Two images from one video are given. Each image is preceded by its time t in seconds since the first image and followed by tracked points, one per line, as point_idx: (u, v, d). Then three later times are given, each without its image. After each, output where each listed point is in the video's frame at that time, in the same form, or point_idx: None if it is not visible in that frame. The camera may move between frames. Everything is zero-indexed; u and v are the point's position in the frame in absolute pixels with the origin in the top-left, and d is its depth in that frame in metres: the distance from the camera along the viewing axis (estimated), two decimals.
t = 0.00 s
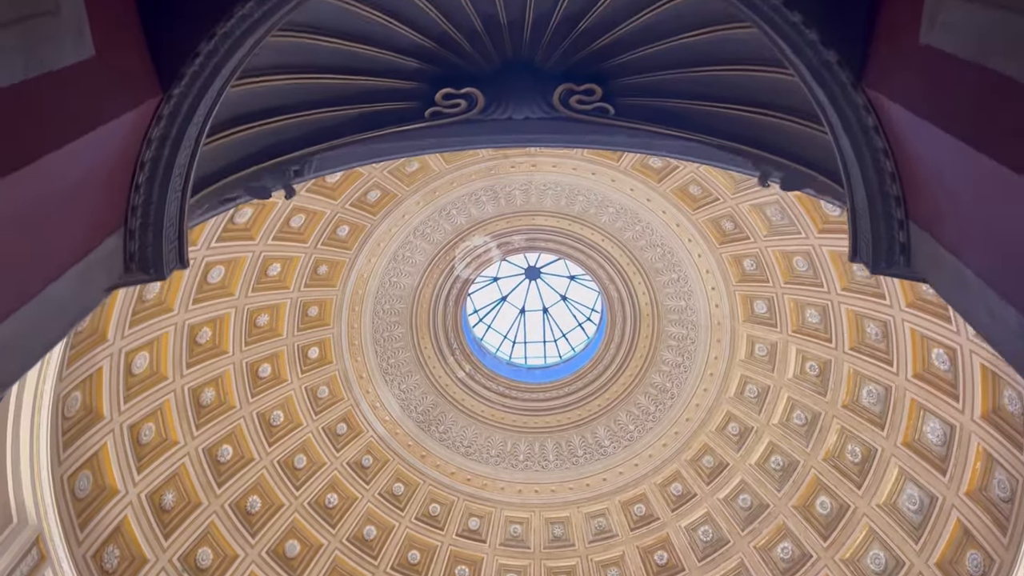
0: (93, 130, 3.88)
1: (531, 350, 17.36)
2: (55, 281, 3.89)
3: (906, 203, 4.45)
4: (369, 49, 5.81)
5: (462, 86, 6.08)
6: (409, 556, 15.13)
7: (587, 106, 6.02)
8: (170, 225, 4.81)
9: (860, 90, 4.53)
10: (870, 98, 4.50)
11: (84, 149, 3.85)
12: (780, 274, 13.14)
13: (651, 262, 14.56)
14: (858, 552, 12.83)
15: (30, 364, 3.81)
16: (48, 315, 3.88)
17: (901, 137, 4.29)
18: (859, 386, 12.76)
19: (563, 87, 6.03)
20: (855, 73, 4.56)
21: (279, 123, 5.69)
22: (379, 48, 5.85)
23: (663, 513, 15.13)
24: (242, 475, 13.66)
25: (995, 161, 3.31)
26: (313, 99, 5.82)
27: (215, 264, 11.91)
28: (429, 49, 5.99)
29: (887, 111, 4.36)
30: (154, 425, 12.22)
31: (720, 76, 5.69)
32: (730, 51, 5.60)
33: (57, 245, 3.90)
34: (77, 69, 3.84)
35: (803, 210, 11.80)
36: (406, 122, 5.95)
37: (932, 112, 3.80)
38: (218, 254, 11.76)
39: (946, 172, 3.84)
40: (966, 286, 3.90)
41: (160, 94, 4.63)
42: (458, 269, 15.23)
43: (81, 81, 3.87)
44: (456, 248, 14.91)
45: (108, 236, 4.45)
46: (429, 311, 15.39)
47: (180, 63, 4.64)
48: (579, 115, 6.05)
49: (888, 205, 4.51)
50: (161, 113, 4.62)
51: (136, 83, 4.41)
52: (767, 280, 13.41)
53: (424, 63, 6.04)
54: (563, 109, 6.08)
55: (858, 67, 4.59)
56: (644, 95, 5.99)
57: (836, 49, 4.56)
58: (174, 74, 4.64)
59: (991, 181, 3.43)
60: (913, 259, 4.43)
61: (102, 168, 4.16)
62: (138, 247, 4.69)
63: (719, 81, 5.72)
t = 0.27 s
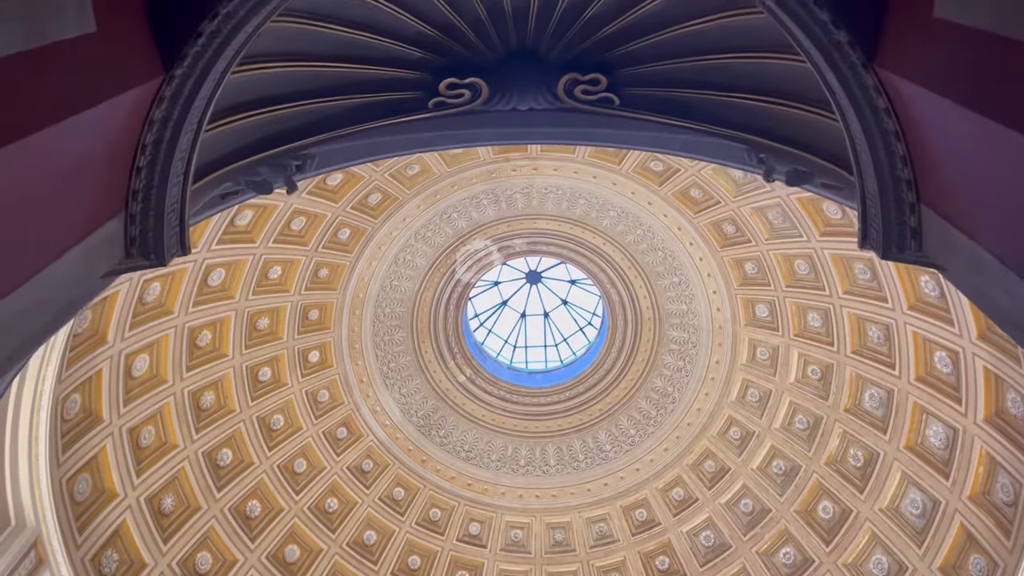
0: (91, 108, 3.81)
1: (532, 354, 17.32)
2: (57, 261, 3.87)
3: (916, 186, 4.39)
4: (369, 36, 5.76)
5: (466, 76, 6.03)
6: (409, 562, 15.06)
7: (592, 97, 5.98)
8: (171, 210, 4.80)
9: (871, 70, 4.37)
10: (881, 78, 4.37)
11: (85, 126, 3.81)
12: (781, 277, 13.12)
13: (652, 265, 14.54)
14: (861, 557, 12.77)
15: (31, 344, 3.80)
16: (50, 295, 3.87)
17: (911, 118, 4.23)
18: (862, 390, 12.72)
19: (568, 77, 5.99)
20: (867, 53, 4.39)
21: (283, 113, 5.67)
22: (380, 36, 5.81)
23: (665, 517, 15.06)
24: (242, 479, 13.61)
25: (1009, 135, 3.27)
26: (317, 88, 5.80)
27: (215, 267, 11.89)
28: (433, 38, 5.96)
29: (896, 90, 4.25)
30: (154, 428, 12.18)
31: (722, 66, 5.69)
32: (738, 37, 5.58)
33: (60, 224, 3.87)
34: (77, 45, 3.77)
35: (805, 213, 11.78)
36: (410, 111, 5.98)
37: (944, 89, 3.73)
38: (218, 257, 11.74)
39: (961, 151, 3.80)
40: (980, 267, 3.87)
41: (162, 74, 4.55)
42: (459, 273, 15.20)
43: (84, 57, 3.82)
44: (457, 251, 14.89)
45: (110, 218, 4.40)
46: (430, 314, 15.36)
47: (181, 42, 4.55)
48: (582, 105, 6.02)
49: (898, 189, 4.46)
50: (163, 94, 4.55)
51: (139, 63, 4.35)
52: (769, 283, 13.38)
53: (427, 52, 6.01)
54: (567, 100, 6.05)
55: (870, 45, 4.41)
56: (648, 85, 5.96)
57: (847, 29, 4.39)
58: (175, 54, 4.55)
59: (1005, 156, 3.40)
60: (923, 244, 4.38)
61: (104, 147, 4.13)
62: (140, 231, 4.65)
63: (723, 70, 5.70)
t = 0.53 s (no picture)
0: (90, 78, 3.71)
1: (533, 351, 17.29)
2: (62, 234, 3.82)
3: (928, 162, 4.25)
4: (370, 17, 5.65)
5: (470, 59, 5.93)
6: (410, 559, 15.05)
7: (598, 80, 5.82)
8: (173, 188, 4.73)
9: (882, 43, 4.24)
10: (893, 51, 4.23)
11: (81, 95, 3.72)
12: (783, 274, 13.10)
13: (653, 262, 14.51)
14: (863, 555, 12.76)
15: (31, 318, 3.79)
16: (53, 270, 3.84)
17: (924, 89, 4.12)
18: (864, 387, 12.70)
19: (575, 60, 5.85)
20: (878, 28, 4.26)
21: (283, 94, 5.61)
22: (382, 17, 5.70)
23: (665, 515, 15.04)
24: (242, 476, 13.59)
25: None
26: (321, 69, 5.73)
27: (215, 263, 11.87)
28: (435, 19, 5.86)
29: (909, 62, 4.13)
30: (154, 425, 12.15)
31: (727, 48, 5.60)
32: (752, 14, 5.44)
33: (60, 198, 3.82)
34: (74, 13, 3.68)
35: (807, 209, 11.78)
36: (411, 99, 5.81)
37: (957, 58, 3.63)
38: (218, 253, 11.73)
39: (973, 122, 3.72)
40: (990, 242, 3.79)
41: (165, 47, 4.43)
42: (459, 270, 15.17)
43: (80, 25, 3.72)
44: (458, 248, 14.86)
45: (108, 194, 4.33)
46: (431, 312, 15.33)
47: (184, 15, 4.44)
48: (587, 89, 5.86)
49: (910, 165, 4.32)
50: (165, 68, 4.45)
51: (142, 33, 4.25)
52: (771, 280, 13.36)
53: (429, 33, 5.91)
54: (573, 84, 5.88)
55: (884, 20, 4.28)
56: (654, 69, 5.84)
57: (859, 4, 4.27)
58: (177, 26, 4.44)
59: (1021, 128, 3.31)
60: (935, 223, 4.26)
61: (103, 119, 4.05)
62: (140, 209, 4.59)
63: (729, 52, 5.60)
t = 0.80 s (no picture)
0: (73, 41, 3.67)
1: (533, 343, 17.27)
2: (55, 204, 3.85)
3: (935, 130, 4.13)
4: None
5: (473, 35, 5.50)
6: (411, 551, 15.06)
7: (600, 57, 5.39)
8: (174, 159, 4.58)
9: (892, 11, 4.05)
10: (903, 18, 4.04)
11: (59, 62, 3.64)
12: (784, 265, 13.08)
13: (655, 253, 14.49)
14: (864, 545, 12.78)
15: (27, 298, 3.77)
16: (46, 244, 3.83)
17: (932, 52, 3.99)
18: (865, 377, 12.69)
19: (577, 36, 5.43)
20: None
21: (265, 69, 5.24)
22: None
23: (666, 506, 15.04)
24: (243, 467, 13.60)
25: None
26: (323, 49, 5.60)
27: (215, 253, 11.87)
28: None
29: (919, 27, 3.97)
30: (154, 415, 12.16)
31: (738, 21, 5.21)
32: None
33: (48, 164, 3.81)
34: None
35: (808, 199, 11.77)
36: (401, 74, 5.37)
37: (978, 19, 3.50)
38: (218, 243, 11.72)
39: (989, 86, 3.62)
40: (1000, 206, 3.73)
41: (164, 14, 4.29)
42: (460, 261, 15.14)
43: None
44: (459, 239, 14.82)
45: (108, 161, 4.27)
46: (431, 303, 15.30)
47: None
48: (592, 67, 5.41)
49: (918, 135, 4.18)
50: (164, 36, 4.33)
51: None
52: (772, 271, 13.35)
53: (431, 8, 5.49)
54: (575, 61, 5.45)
55: None
56: (663, 45, 5.41)
57: None
58: None
59: None
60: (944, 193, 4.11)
61: (95, 84, 3.99)
62: (140, 178, 4.47)
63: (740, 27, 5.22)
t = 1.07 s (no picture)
0: None
1: (534, 334, 17.24)
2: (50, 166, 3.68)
3: (942, 96, 3.98)
4: None
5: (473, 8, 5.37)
6: (412, 540, 15.05)
7: (600, 30, 5.26)
8: (168, 126, 4.38)
9: None
10: None
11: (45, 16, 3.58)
12: (786, 253, 13.06)
13: (656, 243, 14.44)
14: (865, 534, 12.80)
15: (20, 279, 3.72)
16: (36, 212, 3.65)
17: (945, 16, 3.88)
18: (867, 366, 12.70)
19: (577, 9, 5.30)
20: None
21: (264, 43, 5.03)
22: None
23: (667, 496, 15.04)
24: (243, 456, 13.62)
25: None
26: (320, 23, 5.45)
27: (215, 241, 11.87)
28: None
29: None
30: (155, 404, 12.16)
31: None
32: None
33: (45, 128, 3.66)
34: None
35: (810, 187, 11.74)
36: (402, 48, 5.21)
37: None
38: (218, 231, 11.71)
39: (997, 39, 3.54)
40: (1013, 172, 3.58)
41: None
42: (461, 251, 15.10)
43: None
44: (460, 228, 14.77)
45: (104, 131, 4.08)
46: (432, 292, 15.26)
47: None
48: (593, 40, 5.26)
49: (925, 100, 4.02)
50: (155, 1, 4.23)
51: None
52: (774, 260, 13.31)
53: None
54: (576, 35, 5.30)
55: None
56: (666, 17, 5.25)
57: None
58: None
59: None
60: (951, 159, 3.99)
61: (84, 43, 3.85)
62: (135, 146, 4.27)
63: None
